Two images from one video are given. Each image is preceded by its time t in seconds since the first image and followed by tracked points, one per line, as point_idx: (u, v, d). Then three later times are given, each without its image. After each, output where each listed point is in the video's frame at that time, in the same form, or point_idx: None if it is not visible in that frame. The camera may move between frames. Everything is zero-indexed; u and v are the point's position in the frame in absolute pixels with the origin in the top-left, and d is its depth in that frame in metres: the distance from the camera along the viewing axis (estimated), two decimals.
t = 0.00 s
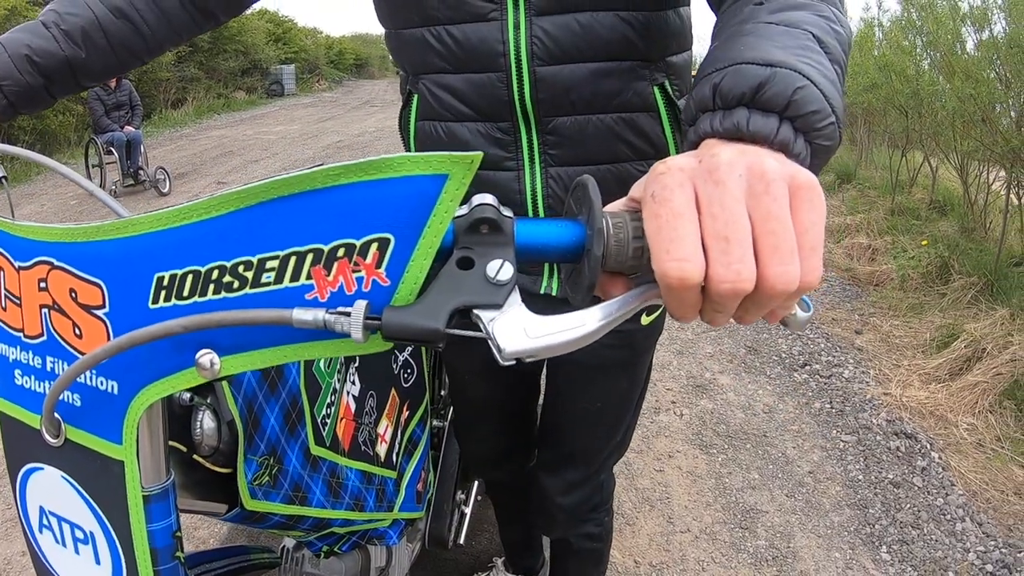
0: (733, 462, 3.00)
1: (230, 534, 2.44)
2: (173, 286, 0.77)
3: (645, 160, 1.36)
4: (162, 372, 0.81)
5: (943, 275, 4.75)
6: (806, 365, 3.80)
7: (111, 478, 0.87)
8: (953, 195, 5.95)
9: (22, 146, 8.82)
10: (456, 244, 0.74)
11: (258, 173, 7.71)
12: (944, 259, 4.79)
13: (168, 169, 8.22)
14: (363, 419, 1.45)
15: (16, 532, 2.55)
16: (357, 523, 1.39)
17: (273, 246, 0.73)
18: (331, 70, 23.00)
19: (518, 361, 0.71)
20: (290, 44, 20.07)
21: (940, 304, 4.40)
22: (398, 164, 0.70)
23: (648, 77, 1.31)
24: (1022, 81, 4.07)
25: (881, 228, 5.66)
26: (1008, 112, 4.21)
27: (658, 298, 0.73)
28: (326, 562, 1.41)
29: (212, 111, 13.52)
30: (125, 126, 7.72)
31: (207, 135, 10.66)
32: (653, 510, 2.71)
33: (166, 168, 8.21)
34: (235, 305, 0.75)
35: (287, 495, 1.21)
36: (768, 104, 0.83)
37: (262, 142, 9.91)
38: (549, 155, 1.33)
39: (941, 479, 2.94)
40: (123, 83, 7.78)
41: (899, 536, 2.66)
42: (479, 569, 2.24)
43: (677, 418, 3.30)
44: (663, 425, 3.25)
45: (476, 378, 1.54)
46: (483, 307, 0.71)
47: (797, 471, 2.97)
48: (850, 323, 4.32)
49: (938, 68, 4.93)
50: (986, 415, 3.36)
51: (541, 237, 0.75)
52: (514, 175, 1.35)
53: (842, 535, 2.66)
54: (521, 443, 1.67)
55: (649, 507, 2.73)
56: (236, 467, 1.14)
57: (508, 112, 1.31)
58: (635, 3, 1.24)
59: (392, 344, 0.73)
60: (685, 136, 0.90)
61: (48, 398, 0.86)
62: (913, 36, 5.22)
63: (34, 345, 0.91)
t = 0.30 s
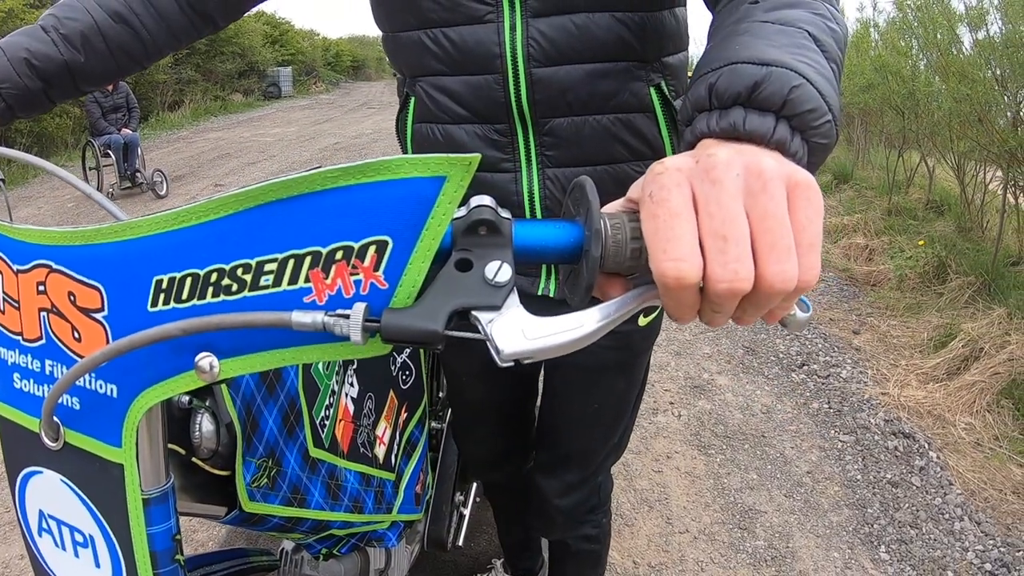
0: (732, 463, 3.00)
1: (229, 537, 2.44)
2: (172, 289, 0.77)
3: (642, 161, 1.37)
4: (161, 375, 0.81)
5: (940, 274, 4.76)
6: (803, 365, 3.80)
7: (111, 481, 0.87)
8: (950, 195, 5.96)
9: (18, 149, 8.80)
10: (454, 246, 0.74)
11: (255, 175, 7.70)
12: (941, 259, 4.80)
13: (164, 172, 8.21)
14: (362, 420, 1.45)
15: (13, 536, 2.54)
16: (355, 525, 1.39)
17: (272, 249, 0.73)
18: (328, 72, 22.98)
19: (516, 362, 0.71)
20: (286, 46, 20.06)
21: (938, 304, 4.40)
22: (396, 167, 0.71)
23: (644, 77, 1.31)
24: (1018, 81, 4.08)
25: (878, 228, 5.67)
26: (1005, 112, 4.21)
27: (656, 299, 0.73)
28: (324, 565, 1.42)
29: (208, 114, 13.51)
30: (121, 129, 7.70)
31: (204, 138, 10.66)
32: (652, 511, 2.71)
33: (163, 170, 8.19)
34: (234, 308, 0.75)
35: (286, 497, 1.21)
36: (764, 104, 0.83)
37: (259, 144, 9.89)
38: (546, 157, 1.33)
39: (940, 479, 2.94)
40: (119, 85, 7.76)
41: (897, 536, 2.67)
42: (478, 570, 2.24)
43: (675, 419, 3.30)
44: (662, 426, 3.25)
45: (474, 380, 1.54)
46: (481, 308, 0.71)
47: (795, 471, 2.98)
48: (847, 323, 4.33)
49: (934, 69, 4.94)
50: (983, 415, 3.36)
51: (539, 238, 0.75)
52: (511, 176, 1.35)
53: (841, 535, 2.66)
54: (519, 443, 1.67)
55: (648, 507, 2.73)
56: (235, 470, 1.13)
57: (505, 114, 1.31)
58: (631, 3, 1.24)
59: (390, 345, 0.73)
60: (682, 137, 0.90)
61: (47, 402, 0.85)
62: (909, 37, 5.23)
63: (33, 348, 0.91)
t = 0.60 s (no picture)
0: (731, 462, 3.00)
1: (229, 538, 2.44)
2: (175, 288, 0.77)
3: (640, 160, 1.37)
4: (163, 374, 0.81)
5: (939, 274, 4.76)
6: (802, 365, 3.80)
7: (112, 481, 0.87)
8: (948, 194, 5.97)
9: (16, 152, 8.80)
10: (457, 244, 0.75)
11: (254, 177, 7.70)
12: (939, 258, 4.81)
13: (163, 174, 8.21)
14: (362, 421, 1.45)
15: (13, 538, 2.54)
16: (356, 525, 1.39)
17: (275, 247, 0.73)
18: (326, 73, 22.99)
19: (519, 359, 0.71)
20: (284, 47, 20.06)
21: (936, 303, 4.41)
22: (400, 164, 0.71)
23: (640, 77, 1.31)
24: (1015, 80, 4.09)
25: (877, 228, 5.68)
26: (1002, 111, 4.22)
27: (657, 297, 0.73)
28: (326, 566, 1.42)
29: (206, 116, 13.50)
30: (120, 131, 7.69)
31: (202, 139, 10.65)
32: (652, 511, 2.71)
33: (161, 172, 8.19)
34: (237, 306, 0.75)
35: (287, 497, 1.21)
36: (761, 103, 0.83)
37: (257, 146, 9.89)
38: (544, 156, 1.33)
39: (939, 477, 2.94)
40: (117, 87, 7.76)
41: (897, 534, 2.67)
42: (478, 571, 2.24)
43: (675, 419, 3.31)
44: (661, 426, 3.25)
45: (474, 380, 1.55)
46: (483, 305, 0.71)
47: (795, 470, 2.98)
48: (846, 323, 4.33)
49: (931, 68, 4.95)
50: (983, 413, 3.37)
51: (541, 236, 0.76)
52: (509, 176, 1.35)
53: (841, 534, 2.66)
54: (518, 443, 1.67)
55: (648, 507, 2.73)
56: (236, 470, 1.13)
57: (503, 114, 1.31)
58: (627, 3, 1.25)
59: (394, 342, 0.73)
60: (680, 136, 0.90)
61: (48, 401, 0.85)
62: (906, 36, 5.25)
63: (35, 348, 0.91)
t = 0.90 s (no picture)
0: (732, 461, 3.00)
1: (231, 538, 2.44)
2: (180, 282, 0.77)
3: (641, 156, 1.37)
4: (168, 370, 0.80)
5: (939, 272, 4.76)
6: (803, 363, 3.81)
7: (116, 478, 0.87)
8: (947, 193, 5.98)
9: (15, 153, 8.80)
10: (465, 237, 0.75)
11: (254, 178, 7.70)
12: (939, 257, 4.81)
13: (162, 175, 8.20)
14: (364, 420, 1.45)
15: (15, 540, 2.54)
16: (359, 524, 1.39)
17: (282, 240, 0.73)
18: (325, 75, 23.00)
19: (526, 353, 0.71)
20: (284, 49, 20.06)
21: (937, 302, 4.41)
22: (408, 157, 0.71)
23: (641, 74, 1.31)
24: (1015, 79, 4.10)
25: (877, 227, 5.68)
26: (1002, 110, 4.23)
27: (665, 292, 0.73)
28: (328, 565, 1.40)
29: (205, 117, 13.50)
30: (119, 132, 7.68)
31: (202, 141, 10.65)
32: (654, 510, 2.71)
33: (161, 173, 8.19)
34: (243, 300, 0.75)
35: (290, 496, 1.21)
36: (765, 96, 0.83)
37: (257, 147, 9.89)
38: (545, 153, 1.33)
39: (941, 475, 2.94)
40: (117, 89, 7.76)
41: (899, 532, 2.67)
42: (480, 571, 2.24)
43: (676, 419, 3.30)
44: (662, 425, 3.25)
45: (475, 378, 1.54)
46: (492, 298, 0.71)
47: (796, 469, 2.98)
48: (847, 322, 4.34)
49: (931, 66, 4.95)
50: (984, 412, 3.37)
51: (549, 229, 0.75)
52: (509, 173, 1.35)
53: (843, 532, 2.66)
54: (520, 441, 1.67)
55: (649, 506, 2.73)
56: (239, 468, 1.13)
57: (504, 111, 1.31)
58: None
59: (402, 336, 0.73)
60: (684, 131, 0.90)
61: (51, 398, 0.85)
62: (906, 35, 5.25)
63: (36, 345, 0.91)
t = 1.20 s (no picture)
0: (733, 461, 3.00)
1: (231, 539, 2.44)
2: (181, 283, 0.76)
3: (641, 154, 1.36)
4: (169, 371, 0.80)
5: (940, 272, 4.76)
6: (804, 363, 3.80)
7: (117, 481, 0.87)
8: (948, 193, 5.97)
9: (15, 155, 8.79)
10: (468, 237, 0.75)
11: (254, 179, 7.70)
12: (940, 256, 4.80)
13: (163, 176, 8.20)
14: (365, 421, 1.45)
15: (15, 541, 2.54)
16: (361, 524, 1.38)
17: (284, 241, 0.73)
18: (325, 75, 22.99)
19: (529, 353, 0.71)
20: (283, 49, 20.06)
21: (937, 302, 4.41)
22: (411, 157, 0.71)
23: (640, 71, 1.31)
24: (1015, 78, 4.09)
25: (877, 227, 5.68)
26: (1002, 109, 4.23)
27: (669, 292, 0.73)
28: (329, 566, 1.42)
29: (204, 117, 13.49)
30: (119, 133, 7.67)
31: (202, 142, 10.65)
32: (655, 510, 2.71)
33: (161, 174, 8.20)
34: (244, 301, 0.75)
35: (292, 497, 1.21)
36: (766, 94, 0.83)
37: (256, 148, 9.89)
38: (545, 151, 1.33)
39: (942, 475, 2.94)
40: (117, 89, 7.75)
41: (900, 532, 2.67)
42: (481, 571, 2.23)
43: (677, 419, 3.30)
44: (663, 425, 3.25)
45: (476, 377, 1.54)
46: (495, 298, 0.70)
47: (798, 469, 2.98)
48: (848, 321, 4.33)
49: (931, 66, 4.95)
50: (984, 411, 3.36)
51: (552, 229, 0.75)
52: (510, 171, 1.35)
53: (844, 532, 2.66)
54: (521, 441, 1.67)
55: (650, 506, 2.73)
56: (240, 470, 1.13)
57: (504, 110, 1.31)
58: None
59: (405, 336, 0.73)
60: (685, 131, 0.90)
61: (51, 400, 0.85)
62: (906, 34, 5.25)
63: (37, 347, 0.90)
